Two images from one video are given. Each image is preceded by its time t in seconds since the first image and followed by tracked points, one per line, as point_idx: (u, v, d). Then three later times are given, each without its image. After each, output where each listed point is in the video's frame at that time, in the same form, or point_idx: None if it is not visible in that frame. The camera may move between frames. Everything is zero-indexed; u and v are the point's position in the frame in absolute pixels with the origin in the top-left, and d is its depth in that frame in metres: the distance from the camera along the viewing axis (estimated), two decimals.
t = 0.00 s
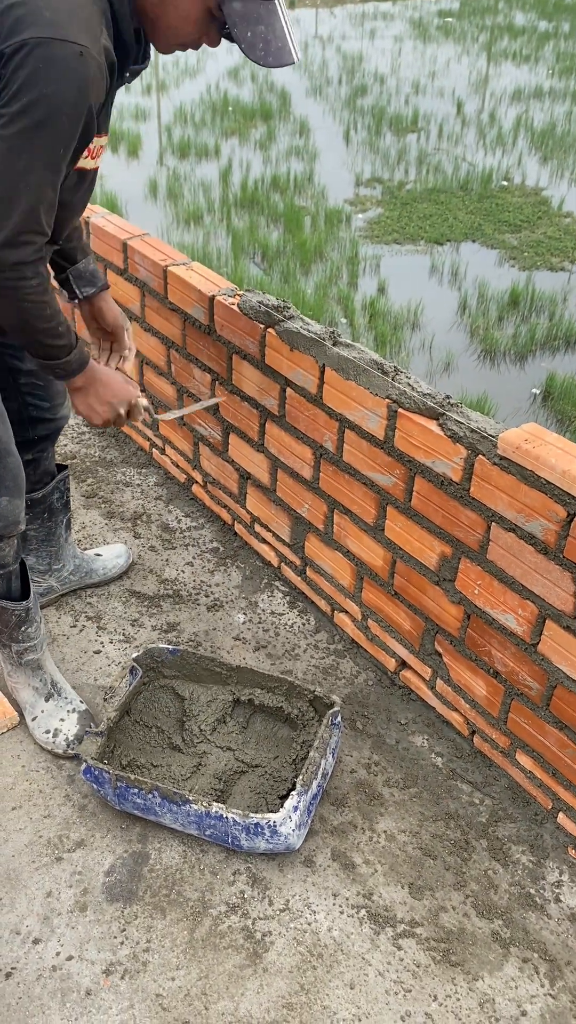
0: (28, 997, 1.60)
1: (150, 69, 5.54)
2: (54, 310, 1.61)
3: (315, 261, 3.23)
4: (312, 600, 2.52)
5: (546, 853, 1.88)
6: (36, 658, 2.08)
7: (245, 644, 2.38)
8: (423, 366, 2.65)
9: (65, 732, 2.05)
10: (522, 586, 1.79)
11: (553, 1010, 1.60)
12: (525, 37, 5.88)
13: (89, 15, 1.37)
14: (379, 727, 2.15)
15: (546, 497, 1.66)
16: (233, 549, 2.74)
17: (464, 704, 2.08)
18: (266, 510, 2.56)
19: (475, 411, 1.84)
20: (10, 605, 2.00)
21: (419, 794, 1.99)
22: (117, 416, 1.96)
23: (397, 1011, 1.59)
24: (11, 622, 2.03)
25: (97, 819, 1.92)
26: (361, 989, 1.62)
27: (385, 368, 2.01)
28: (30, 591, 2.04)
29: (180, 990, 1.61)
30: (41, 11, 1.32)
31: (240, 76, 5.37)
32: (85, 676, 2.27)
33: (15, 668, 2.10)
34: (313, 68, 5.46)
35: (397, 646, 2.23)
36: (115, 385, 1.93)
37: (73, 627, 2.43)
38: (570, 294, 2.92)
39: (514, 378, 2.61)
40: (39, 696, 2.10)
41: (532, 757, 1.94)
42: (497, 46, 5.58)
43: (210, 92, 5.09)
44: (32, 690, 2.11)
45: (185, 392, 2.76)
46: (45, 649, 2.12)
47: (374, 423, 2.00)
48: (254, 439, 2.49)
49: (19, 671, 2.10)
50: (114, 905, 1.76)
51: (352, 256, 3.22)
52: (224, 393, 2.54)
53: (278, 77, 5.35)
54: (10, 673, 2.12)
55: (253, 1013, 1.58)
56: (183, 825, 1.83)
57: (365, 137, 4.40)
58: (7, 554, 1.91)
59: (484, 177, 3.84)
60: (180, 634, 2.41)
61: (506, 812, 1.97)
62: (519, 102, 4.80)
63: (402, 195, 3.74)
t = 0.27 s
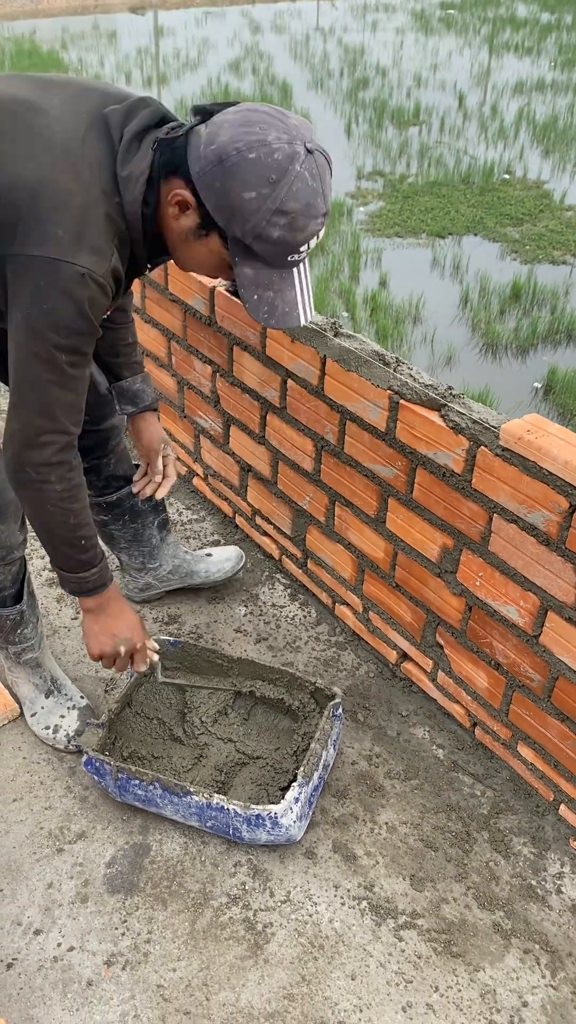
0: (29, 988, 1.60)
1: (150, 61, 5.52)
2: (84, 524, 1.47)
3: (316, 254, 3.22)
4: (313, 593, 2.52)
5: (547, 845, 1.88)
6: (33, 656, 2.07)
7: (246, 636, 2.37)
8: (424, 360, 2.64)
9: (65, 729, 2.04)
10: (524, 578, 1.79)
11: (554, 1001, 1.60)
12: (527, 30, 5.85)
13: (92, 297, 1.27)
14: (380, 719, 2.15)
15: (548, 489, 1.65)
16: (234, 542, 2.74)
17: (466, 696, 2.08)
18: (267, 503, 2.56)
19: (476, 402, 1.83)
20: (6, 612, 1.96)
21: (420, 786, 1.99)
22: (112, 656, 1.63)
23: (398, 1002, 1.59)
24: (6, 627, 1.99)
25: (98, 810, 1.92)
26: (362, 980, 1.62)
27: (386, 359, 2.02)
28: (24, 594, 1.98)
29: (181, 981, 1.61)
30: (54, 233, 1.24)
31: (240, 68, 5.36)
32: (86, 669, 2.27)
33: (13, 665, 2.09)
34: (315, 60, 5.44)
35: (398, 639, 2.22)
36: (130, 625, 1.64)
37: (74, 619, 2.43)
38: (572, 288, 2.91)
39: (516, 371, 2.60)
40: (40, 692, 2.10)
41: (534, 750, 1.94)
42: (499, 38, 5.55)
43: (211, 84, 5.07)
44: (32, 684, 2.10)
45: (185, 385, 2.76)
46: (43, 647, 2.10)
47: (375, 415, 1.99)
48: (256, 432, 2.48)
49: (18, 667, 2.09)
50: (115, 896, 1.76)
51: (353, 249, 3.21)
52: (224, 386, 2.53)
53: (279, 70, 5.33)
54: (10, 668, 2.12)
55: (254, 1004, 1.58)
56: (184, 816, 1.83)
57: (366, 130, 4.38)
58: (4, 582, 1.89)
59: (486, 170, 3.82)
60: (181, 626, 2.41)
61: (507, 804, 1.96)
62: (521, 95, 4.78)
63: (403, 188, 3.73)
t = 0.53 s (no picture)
0: (32, 978, 1.60)
1: (150, 54, 5.51)
2: (180, 608, 1.60)
3: (317, 246, 3.20)
4: (315, 585, 2.51)
5: (550, 836, 1.87)
6: (37, 649, 2.06)
7: (248, 628, 2.37)
8: (426, 353, 2.64)
9: (68, 720, 2.04)
10: (528, 568, 1.78)
11: (558, 991, 1.60)
12: (528, 22, 5.82)
13: (156, 438, 1.39)
14: (383, 710, 2.15)
15: (553, 478, 1.65)
16: (236, 534, 2.73)
17: (468, 687, 2.07)
18: (269, 494, 2.55)
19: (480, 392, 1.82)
20: (8, 605, 1.96)
21: (423, 777, 1.99)
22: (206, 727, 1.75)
23: (402, 992, 1.59)
24: (11, 620, 1.99)
25: (100, 801, 1.92)
26: (365, 970, 1.62)
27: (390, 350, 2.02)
28: (31, 586, 1.99)
29: (184, 971, 1.61)
30: (121, 392, 1.33)
31: (241, 61, 5.33)
32: (88, 660, 2.26)
33: (17, 655, 2.08)
34: (315, 52, 5.41)
35: (401, 630, 2.22)
36: (225, 699, 1.75)
37: (76, 611, 2.42)
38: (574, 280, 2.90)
39: (518, 364, 2.60)
40: (43, 682, 2.09)
41: (537, 740, 1.93)
42: (500, 30, 5.52)
43: (211, 77, 5.05)
44: (35, 675, 2.09)
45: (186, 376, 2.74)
46: (47, 638, 2.09)
47: (378, 405, 1.98)
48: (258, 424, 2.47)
49: (22, 659, 2.08)
50: (118, 886, 1.75)
51: (355, 242, 3.20)
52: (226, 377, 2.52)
53: (279, 62, 5.31)
54: (13, 658, 2.11)
55: (257, 994, 1.58)
56: (188, 807, 1.83)
57: (367, 123, 4.37)
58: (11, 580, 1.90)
59: (486, 163, 3.81)
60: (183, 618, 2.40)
61: (510, 795, 1.96)
62: (522, 87, 4.76)
63: (404, 180, 3.72)
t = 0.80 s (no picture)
0: (33, 971, 1.60)
1: (148, 46, 5.49)
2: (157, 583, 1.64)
3: (316, 240, 3.20)
4: (315, 578, 2.51)
5: (550, 828, 1.88)
6: (37, 641, 2.07)
7: (248, 622, 2.37)
8: (426, 346, 2.63)
9: (69, 714, 2.04)
10: (528, 561, 1.78)
11: (558, 983, 1.61)
12: (528, 13, 5.79)
13: (165, 438, 1.40)
14: (383, 703, 2.15)
15: (553, 471, 1.64)
16: (236, 528, 2.73)
17: (468, 680, 2.07)
18: (269, 488, 2.54)
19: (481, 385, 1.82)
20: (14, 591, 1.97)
21: (423, 770, 1.99)
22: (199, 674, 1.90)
23: (402, 984, 1.59)
24: (14, 607, 2.00)
25: (101, 795, 1.92)
26: (366, 962, 1.62)
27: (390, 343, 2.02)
28: (36, 573, 2.01)
29: (185, 963, 1.61)
30: (137, 385, 1.33)
31: (240, 53, 5.31)
32: (88, 654, 2.26)
33: (17, 647, 2.09)
34: (314, 44, 5.38)
35: (401, 624, 2.22)
36: (212, 651, 1.89)
37: (76, 605, 2.42)
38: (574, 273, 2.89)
39: (518, 357, 2.59)
40: (43, 675, 2.09)
41: (537, 733, 1.93)
42: (500, 21, 5.48)
43: (210, 69, 5.03)
44: (35, 668, 2.10)
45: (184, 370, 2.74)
46: (48, 631, 2.10)
47: (378, 398, 1.98)
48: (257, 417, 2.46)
49: (22, 651, 2.09)
50: (119, 879, 1.76)
51: (354, 235, 3.19)
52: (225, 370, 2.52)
53: (279, 54, 5.28)
54: (13, 651, 2.12)
55: (258, 986, 1.58)
56: (224, 792, 1.85)
57: (367, 115, 4.35)
58: (15, 563, 1.91)
59: (487, 155, 3.80)
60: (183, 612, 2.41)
61: (510, 787, 1.96)
62: (523, 79, 4.74)
63: (405, 173, 3.70)
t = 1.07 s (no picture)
0: (32, 966, 1.61)
1: (147, 39, 5.47)
2: (122, 564, 1.65)
3: (316, 234, 3.19)
4: (314, 573, 2.51)
5: (548, 822, 1.88)
6: (35, 637, 2.08)
7: (247, 617, 2.37)
8: (426, 341, 2.63)
9: (67, 709, 2.04)
10: (525, 557, 1.78)
11: (555, 977, 1.61)
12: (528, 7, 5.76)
13: (164, 424, 1.40)
14: (381, 698, 2.15)
15: (550, 466, 1.64)
16: (235, 524, 2.73)
17: (466, 675, 2.08)
18: (267, 484, 2.54)
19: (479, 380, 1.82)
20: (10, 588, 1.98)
21: (421, 765, 1.99)
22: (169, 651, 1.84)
23: (400, 978, 1.60)
24: (12, 603, 2.00)
25: (100, 790, 1.92)
26: (363, 956, 1.63)
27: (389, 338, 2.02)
28: (33, 570, 2.01)
29: (183, 958, 1.62)
30: (146, 370, 1.32)
31: (239, 47, 5.29)
32: (87, 650, 2.26)
33: (15, 644, 2.09)
34: (313, 38, 5.36)
35: (399, 619, 2.22)
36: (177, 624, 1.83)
37: (75, 600, 2.42)
38: (574, 267, 2.89)
39: (517, 351, 2.59)
40: (40, 671, 2.10)
41: (534, 728, 1.94)
42: (500, 14, 5.46)
43: (209, 63, 5.01)
44: (32, 665, 2.10)
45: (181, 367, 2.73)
46: (45, 627, 2.10)
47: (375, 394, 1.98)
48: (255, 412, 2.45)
49: (19, 647, 2.10)
50: (118, 874, 1.76)
51: (353, 229, 3.19)
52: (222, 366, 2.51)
53: (278, 48, 5.26)
54: (11, 647, 2.13)
55: (256, 981, 1.59)
56: (228, 785, 1.86)
57: (366, 109, 4.34)
58: (15, 555, 1.91)
59: (486, 149, 3.78)
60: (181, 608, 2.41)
61: (508, 782, 1.97)
62: (522, 73, 4.72)
63: (404, 167, 3.69)
